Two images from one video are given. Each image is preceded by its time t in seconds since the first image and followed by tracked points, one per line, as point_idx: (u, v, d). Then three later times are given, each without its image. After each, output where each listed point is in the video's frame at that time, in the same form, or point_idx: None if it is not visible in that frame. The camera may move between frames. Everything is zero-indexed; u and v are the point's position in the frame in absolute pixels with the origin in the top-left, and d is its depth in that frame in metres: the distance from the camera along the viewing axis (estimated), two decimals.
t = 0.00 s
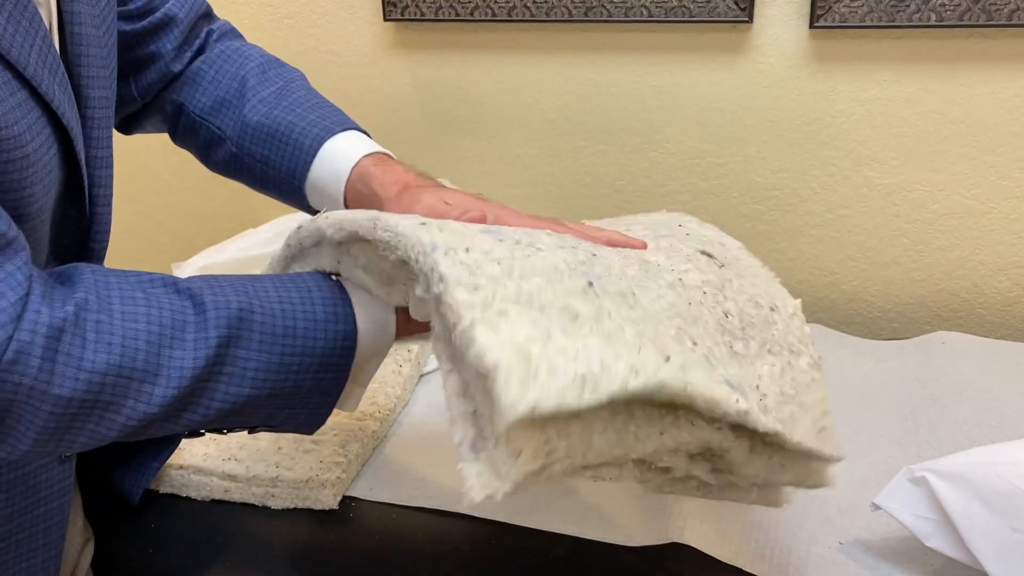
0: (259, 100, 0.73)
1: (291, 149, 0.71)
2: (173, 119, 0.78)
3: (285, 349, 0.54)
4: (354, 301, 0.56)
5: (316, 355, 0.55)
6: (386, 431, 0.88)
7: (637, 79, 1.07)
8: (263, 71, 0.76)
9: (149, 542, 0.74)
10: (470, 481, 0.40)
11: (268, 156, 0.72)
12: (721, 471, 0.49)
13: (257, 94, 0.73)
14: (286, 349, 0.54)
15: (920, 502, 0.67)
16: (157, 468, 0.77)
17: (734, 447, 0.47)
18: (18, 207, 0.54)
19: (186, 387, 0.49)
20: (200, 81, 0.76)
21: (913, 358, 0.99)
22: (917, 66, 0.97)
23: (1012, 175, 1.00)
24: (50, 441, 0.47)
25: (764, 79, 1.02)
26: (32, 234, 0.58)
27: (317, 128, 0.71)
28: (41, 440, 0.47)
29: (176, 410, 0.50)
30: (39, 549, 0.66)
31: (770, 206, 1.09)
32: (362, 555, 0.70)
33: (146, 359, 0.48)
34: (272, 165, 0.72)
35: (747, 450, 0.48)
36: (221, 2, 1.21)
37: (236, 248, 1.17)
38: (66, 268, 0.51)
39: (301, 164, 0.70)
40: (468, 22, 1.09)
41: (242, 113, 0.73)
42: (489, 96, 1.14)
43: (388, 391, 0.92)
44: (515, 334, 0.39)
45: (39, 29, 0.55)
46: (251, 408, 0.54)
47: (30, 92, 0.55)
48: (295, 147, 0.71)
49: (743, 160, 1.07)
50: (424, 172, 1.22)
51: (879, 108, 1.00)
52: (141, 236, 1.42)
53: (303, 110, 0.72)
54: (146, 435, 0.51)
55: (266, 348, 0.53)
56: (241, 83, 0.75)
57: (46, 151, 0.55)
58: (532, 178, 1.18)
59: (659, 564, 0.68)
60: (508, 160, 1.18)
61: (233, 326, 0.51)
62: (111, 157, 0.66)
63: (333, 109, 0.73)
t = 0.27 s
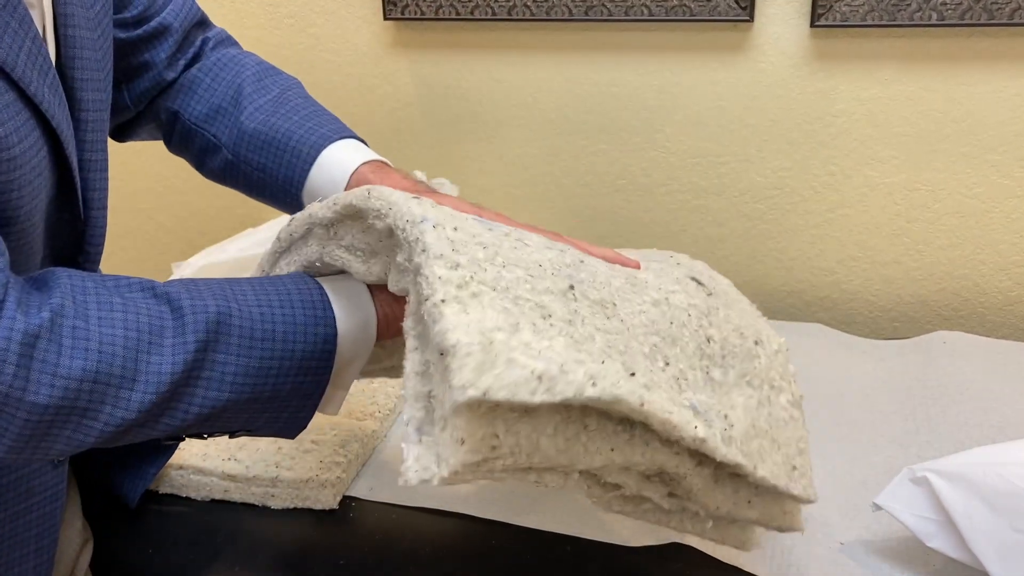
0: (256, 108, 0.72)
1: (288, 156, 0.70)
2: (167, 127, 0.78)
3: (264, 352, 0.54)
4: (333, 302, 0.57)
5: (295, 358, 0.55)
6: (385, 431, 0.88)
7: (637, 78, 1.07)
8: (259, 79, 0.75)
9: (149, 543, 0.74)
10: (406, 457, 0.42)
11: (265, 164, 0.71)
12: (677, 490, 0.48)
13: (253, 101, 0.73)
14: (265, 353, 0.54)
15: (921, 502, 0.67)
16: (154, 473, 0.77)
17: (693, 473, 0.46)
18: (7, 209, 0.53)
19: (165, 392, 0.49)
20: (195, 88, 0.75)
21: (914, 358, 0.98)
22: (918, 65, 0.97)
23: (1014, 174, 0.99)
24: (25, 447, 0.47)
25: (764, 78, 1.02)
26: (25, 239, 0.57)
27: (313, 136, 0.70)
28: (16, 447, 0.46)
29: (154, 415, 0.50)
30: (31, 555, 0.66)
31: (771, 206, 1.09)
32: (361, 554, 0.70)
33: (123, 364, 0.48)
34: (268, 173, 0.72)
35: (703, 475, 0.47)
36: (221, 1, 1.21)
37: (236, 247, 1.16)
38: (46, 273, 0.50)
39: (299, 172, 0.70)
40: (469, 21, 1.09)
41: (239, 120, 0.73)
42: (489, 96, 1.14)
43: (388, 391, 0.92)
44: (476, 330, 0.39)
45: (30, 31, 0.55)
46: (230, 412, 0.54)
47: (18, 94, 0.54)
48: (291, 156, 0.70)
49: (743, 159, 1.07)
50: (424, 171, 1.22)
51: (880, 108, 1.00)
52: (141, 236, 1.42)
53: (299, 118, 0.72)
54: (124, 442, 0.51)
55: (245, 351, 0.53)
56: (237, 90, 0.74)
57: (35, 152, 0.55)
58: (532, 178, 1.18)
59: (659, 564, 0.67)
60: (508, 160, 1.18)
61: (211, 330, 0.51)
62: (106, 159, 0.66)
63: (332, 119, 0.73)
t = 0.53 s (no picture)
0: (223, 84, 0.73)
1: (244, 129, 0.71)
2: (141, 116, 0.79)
3: (262, 333, 0.52)
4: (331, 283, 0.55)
5: (295, 339, 0.53)
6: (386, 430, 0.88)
7: (638, 77, 1.07)
8: (213, 56, 0.76)
9: (149, 542, 0.74)
10: (333, 351, 0.33)
11: (216, 132, 0.72)
12: (631, 499, 0.44)
13: (206, 77, 0.74)
14: (263, 337, 0.52)
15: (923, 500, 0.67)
16: (151, 479, 0.78)
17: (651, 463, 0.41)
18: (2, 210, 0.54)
19: (161, 378, 0.47)
20: (159, 72, 0.76)
21: (914, 357, 0.98)
22: (918, 64, 0.97)
23: (1014, 173, 0.99)
24: (24, 440, 0.46)
25: (765, 77, 1.02)
26: (25, 240, 0.57)
27: (254, 93, 0.71)
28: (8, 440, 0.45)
29: (150, 404, 0.49)
30: (28, 556, 0.66)
31: (771, 205, 1.09)
32: (360, 554, 0.70)
33: (117, 351, 0.46)
34: (219, 139, 0.73)
35: (666, 491, 0.44)
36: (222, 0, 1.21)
37: (235, 247, 1.16)
38: (38, 265, 0.49)
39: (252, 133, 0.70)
40: (469, 20, 1.09)
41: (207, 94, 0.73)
42: (489, 95, 1.14)
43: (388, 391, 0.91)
44: (464, 256, 0.32)
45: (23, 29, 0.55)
46: (229, 398, 0.52)
47: (9, 93, 0.54)
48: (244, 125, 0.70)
49: (744, 158, 1.07)
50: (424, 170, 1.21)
51: (881, 107, 1.00)
52: (140, 236, 1.42)
53: (245, 82, 0.73)
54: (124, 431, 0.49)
55: (242, 333, 0.51)
56: (192, 66, 0.75)
57: (27, 150, 0.55)
58: (531, 177, 1.18)
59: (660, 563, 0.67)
60: (508, 159, 1.18)
61: (206, 313, 0.50)
62: (106, 158, 0.66)
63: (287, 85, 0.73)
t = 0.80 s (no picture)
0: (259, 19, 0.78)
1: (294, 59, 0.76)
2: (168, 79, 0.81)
3: (233, 393, 0.49)
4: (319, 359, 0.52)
5: (267, 403, 0.50)
6: (386, 428, 0.87)
7: (638, 77, 1.07)
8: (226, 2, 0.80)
9: (149, 542, 0.74)
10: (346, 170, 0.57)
11: (261, 65, 0.77)
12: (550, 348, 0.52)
13: (230, 21, 0.78)
14: (237, 393, 0.49)
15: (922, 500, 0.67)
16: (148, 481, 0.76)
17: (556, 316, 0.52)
18: None
19: (118, 432, 0.45)
20: (181, 31, 0.79)
21: (914, 356, 0.98)
22: (919, 64, 0.97)
23: (1015, 172, 1.00)
24: None
25: (765, 76, 1.02)
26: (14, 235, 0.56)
27: (288, 20, 0.76)
28: None
29: (110, 459, 0.46)
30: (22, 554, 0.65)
31: (772, 205, 1.09)
32: (361, 556, 0.70)
33: (70, 400, 0.44)
34: (267, 73, 0.77)
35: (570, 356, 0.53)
36: None
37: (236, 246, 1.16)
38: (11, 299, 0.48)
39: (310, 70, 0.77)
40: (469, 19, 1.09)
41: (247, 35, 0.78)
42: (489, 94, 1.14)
43: (388, 389, 0.91)
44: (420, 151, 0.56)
45: (14, 28, 0.55)
46: (199, 462, 0.50)
47: None
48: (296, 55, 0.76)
49: (744, 158, 1.07)
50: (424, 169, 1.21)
51: (881, 106, 1.00)
52: (140, 235, 1.42)
53: (273, 13, 0.78)
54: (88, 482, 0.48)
55: (213, 392, 0.48)
56: (214, 18, 0.79)
57: (18, 149, 0.54)
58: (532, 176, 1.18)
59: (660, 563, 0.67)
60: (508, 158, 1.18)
61: (175, 366, 0.47)
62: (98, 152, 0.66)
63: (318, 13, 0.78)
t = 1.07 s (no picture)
0: None
1: (335, 36, 0.81)
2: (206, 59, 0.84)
3: (292, 349, 0.50)
4: (375, 303, 0.52)
5: (327, 357, 0.50)
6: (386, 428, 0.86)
7: (639, 76, 1.07)
8: None
9: (149, 541, 0.74)
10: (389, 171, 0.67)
11: (310, 52, 0.82)
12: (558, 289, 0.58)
13: (272, 7, 0.82)
14: (294, 349, 0.50)
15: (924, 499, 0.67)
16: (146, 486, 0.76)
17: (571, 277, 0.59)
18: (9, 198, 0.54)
19: (180, 389, 0.47)
20: (216, 17, 0.82)
21: (914, 356, 0.98)
22: (920, 63, 0.97)
23: (1015, 172, 1.00)
24: (32, 450, 0.46)
25: (766, 76, 1.02)
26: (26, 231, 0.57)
27: (336, 7, 0.81)
28: (29, 445, 0.46)
29: (171, 420, 0.48)
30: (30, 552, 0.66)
31: (772, 204, 1.09)
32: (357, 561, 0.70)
33: (129, 358, 0.46)
34: (315, 59, 0.82)
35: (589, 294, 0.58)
36: None
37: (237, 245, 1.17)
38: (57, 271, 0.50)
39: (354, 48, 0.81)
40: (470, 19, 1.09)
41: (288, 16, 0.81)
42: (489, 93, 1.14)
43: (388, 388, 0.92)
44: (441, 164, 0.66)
45: (28, 27, 0.55)
46: (259, 420, 0.50)
47: (14, 88, 0.54)
48: (340, 31, 0.80)
49: (745, 157, 1.07)
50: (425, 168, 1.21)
51: (882, 106, 1.00)
52: (140, 234, 1.42)
53: None
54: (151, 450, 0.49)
55: (271, 349, 0.49)
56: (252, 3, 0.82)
57: (28, 147, 0.55)
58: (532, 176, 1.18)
59: (659, 562, 0.67)
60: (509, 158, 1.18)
61: (233, 325, 0.48)
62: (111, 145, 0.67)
63: None
